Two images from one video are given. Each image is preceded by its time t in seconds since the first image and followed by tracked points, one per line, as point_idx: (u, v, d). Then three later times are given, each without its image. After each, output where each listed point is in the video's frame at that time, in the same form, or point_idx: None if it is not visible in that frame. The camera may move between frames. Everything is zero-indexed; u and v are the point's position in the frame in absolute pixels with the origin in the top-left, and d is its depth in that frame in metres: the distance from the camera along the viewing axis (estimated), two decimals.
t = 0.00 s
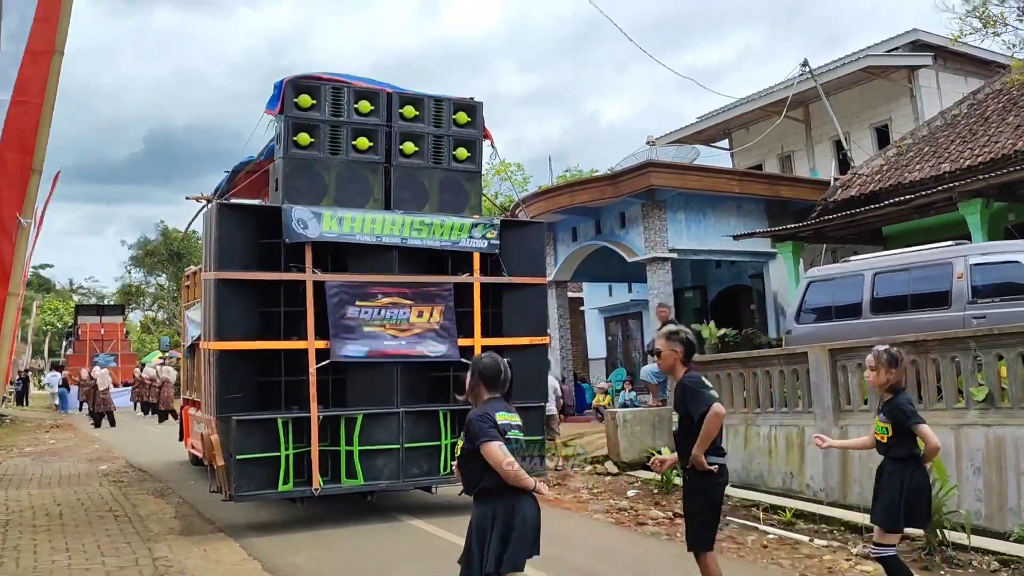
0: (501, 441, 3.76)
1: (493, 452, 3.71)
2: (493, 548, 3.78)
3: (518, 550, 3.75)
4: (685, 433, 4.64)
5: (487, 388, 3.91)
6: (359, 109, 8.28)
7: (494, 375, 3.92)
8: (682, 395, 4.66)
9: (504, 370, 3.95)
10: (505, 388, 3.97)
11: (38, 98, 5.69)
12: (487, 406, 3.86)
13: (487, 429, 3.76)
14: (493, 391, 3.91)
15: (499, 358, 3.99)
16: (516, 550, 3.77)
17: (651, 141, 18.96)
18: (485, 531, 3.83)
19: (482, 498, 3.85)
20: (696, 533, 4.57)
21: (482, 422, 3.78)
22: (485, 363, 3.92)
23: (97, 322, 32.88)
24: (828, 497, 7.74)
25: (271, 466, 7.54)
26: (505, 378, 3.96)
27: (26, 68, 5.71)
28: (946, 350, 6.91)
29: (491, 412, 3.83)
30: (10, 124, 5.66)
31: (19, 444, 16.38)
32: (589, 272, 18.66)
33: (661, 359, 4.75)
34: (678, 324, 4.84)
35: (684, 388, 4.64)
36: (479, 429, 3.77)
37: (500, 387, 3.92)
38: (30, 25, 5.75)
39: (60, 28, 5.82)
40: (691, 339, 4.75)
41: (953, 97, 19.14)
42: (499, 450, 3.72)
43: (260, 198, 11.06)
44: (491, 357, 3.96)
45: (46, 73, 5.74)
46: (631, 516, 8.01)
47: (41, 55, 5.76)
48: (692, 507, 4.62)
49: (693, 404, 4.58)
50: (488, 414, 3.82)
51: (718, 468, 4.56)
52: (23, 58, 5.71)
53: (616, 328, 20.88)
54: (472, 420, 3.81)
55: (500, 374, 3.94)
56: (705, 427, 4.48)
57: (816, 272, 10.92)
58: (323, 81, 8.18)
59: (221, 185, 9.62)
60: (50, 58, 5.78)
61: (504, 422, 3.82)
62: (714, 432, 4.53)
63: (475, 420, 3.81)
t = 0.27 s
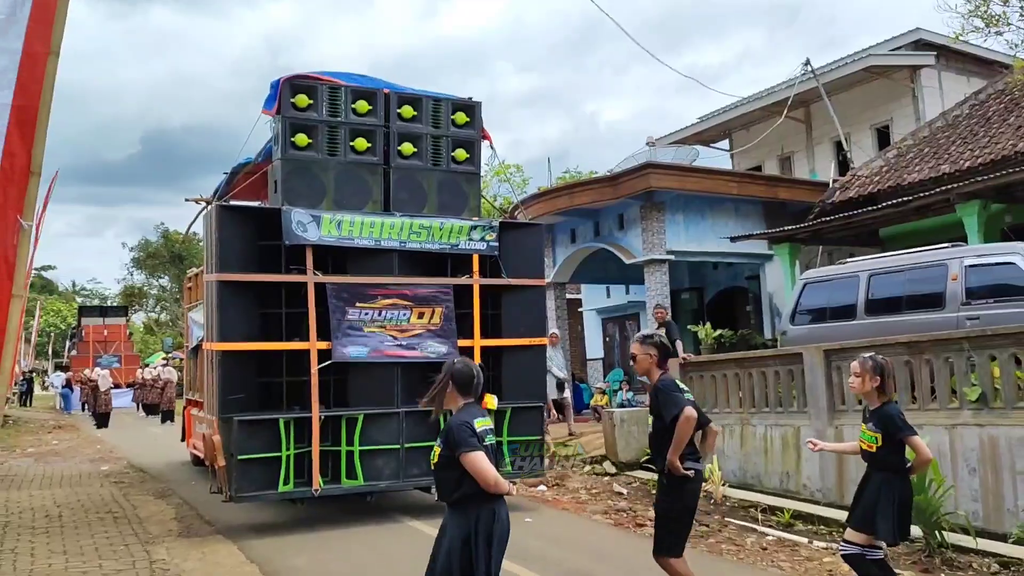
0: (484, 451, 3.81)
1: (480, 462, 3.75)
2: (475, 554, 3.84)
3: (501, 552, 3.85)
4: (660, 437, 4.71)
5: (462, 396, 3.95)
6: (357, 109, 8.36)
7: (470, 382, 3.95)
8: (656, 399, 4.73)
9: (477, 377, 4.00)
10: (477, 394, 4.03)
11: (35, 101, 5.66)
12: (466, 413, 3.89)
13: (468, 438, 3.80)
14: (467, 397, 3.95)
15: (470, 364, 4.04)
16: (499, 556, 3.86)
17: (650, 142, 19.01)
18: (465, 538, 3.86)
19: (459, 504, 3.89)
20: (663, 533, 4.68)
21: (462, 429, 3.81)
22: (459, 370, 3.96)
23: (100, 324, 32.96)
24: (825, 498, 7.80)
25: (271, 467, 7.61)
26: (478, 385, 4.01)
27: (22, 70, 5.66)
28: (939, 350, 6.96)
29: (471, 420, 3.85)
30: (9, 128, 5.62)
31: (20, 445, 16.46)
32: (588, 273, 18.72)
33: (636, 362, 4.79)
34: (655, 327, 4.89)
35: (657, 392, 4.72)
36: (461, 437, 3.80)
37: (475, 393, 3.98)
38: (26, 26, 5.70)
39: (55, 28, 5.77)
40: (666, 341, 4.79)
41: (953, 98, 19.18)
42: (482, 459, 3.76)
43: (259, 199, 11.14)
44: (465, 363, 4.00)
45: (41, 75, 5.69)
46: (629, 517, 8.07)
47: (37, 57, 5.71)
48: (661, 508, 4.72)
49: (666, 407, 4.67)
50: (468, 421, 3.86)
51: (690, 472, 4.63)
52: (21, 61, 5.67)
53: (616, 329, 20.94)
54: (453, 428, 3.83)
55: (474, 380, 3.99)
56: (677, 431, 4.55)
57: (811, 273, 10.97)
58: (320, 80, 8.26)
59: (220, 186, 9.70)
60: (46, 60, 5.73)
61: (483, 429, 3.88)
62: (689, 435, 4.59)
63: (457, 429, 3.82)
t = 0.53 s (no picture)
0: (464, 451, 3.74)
1: (462, 460, 3.67)
2: (448, 553, 3.76)
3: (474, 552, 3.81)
4: (641, 439, 4.70)
5: (442, 395, 3.88)
6: (357, 112, 8.33)
7: (452, 380, 3.90)
8: (640, 400, 4.71)
9: (456, 377, 3.96)
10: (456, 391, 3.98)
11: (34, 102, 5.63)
12: (445, 410, 3.82)
13: (448, 434, 3.72)
14: (445, 393, 3.90)
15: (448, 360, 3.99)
16: (469, 556, 3.81)
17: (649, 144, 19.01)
18: (435, 536, 3.76)
19: (434, 502, 3.80)
20: (636, 531, 4.59)
21: (441, 426, 3.74)
22: (438, 367, 3.90)
23: (97, 325, 32.87)
24: (825, 501, 7.77)
25: (269, 469, 7.57)
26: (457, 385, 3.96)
27: (21, 69, 5.62)
28: (941, 352, 6.94)
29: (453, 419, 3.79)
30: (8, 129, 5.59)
31: (17, 448, 16.40)
32: (587, 275, 18.70)
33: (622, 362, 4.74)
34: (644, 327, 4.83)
35: (643, 394, 4.68)
36: (440, 434, 3.72)
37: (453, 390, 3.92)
38: (25, 25, 5.65)
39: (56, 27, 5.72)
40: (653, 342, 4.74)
41: (950, 101, 19.19)
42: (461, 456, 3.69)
43: (258, 201, 11.10)
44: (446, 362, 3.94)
45: (40, 75, 5.65)
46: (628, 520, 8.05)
47: (35, 58, 5.64)
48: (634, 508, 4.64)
49: (651, 412, 4.64)
50: (448, 418, 3.79)
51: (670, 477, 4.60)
52: (18, 60, 5.62)
53: (614, 332, 20.92)
54: (432, 425, 3.74)
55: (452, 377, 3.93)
56: (658, 435, 4.54)
57: (811, 275, 10.95)
58: (320, 84, 8.23)
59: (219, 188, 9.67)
60: (46, 60, 5.68)
61: (462, 427, 3.83)
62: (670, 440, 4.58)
63: (440, 427, 3.73)
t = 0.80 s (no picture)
0: (421, 462, 3.61)
1: (413, 470, 3.56)
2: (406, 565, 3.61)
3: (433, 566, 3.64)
4: (622, 446, 4.68)
5: (414, 405, 3.81)
6: (356, 113, 8.32)
7: (425, 392, 3.82)
8: (623, 406, 4.69)
9: (431, 389, 3.86)
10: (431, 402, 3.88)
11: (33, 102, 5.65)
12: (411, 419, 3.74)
13: (407, 443, 3.62)
14: (418, 403, 3.81)
15: (423, 369, 3.91)
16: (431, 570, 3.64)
17: (648, 146, 19.02)
18: (392, 547, 3.65)
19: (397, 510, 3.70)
20: (614, 536, 4.61)
21: (402, 434, 3.66)
22: (410, 375, 3.84)
23: (95, 326, 32.85)
24: (824, 503, 7.77)
25: (267, 470, 7.57)
26: (433, 397, 3.86)
27: (20, 70, 5.65)
28: (940, 354, 6.95)
29: (417, 429, 3.69)
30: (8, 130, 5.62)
31: (15, 449, 16.38)
32: (586, 277, 18.70)
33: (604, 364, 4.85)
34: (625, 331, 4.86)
35: (625, 400, 4.67)
36: (399, 443, 3.63)
37: (426, 400, 3.83)
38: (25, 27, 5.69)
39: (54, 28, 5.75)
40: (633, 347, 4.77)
41: (949, 103, 19.20)
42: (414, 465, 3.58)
43: (258, 202, 11.11)
44: (421, 372, 3.87)
45: (40, 75, 5.67)
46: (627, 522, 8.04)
47: (36, 60, 5.67)
48: (611, 511, 4.67)
49: (635, 421, 4.62)
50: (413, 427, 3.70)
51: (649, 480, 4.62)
52: (18, 62, 5.65)
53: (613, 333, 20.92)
54: (394, 434, 3.67)
55: (424, 387, 3.84)
56: (641, 443, 4.50)
57: (810, 277, 10.95)
58: (320, 85, 8.23)
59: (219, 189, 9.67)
60: (44, 61, 5.69)
61: (428, 437, 3.72)
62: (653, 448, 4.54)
63: (400, 435, 3.65)
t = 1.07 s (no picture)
0: (382, 464, 3.43)
1: (368, 472, 3.39)
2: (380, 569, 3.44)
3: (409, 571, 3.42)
4: (612, 445, 4.66)
5: (392, 405, 3.63)
6: (356, 114, 8.32)
7: (402, 391, 3.62)
8: (610, 404, 4.68)
9: (410, 387, 3.65)
10: (416, 402, 3.67)
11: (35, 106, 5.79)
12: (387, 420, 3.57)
13: (375, 443, 3.46)
14: (398, 403, 3.63)
15: (405, 369, 3.71)
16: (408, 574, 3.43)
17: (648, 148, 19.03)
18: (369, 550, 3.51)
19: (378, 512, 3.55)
20: (604, 540, 4.61)
21: (372, 434, 3.50)
22: (388, 376, 3.68)
23: (95, 327, 32.88)
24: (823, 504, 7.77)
25: (266, 471, 7.56)
26: (413, 396, 3.65)
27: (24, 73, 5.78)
28: (940, 356, 6.95)
29: (388, 430, 3.51)
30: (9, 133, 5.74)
31: (15, 449, 16.39)
32: (586, 278, 18.71)
33: (588, 364, 4.89)
34: (614, 330, 4.92)
35: (611, 398, 4.67)
36: (369, 443, 3.48)
37: (407, 400, 3.63)
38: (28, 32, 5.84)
39: (56, 35, 5.92)
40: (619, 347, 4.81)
41: (949, 105, 19.22)
42: (376, 466, 3.42)
43: (258, 203, 11.11)
44: (398, 372, 3.68)
45: (44, 79, 5.82)
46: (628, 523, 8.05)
47: (39, 64, 5.81)
48: (608, 514, 4.66)
49: (624, 420, 4.60)
50: (387, 427, 3.53)
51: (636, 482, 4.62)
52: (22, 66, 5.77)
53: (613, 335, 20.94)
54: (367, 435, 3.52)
55: (403, 387, 3.64)
56: (631, 442, 4.48)
57: (810, 279, 10.95)
58: (320, 86, 8.23)
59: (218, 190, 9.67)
60: (48, 66, 5.83)
61: (403, 439, 3.53)
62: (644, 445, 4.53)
63: (371, 437, 3.50)
